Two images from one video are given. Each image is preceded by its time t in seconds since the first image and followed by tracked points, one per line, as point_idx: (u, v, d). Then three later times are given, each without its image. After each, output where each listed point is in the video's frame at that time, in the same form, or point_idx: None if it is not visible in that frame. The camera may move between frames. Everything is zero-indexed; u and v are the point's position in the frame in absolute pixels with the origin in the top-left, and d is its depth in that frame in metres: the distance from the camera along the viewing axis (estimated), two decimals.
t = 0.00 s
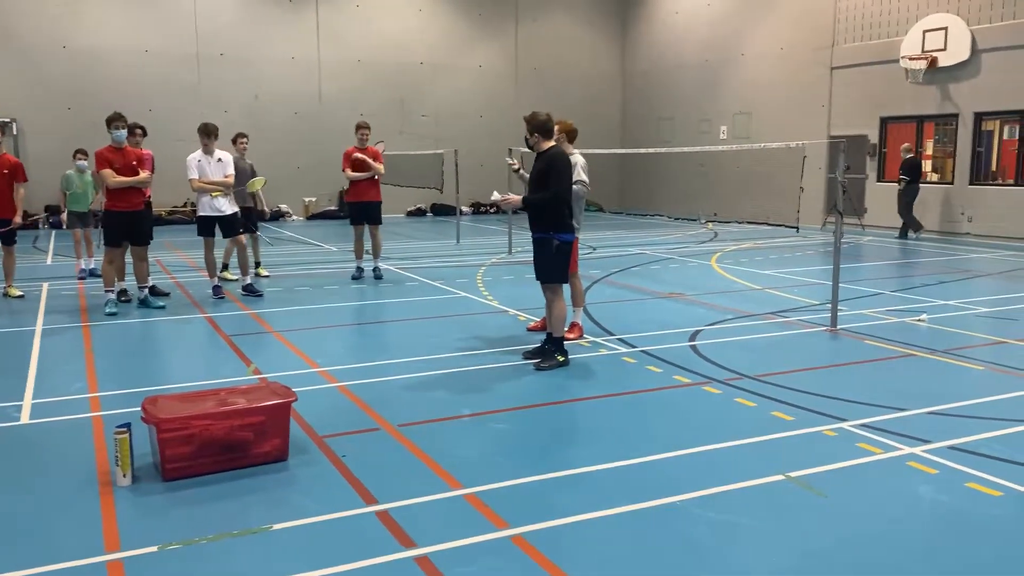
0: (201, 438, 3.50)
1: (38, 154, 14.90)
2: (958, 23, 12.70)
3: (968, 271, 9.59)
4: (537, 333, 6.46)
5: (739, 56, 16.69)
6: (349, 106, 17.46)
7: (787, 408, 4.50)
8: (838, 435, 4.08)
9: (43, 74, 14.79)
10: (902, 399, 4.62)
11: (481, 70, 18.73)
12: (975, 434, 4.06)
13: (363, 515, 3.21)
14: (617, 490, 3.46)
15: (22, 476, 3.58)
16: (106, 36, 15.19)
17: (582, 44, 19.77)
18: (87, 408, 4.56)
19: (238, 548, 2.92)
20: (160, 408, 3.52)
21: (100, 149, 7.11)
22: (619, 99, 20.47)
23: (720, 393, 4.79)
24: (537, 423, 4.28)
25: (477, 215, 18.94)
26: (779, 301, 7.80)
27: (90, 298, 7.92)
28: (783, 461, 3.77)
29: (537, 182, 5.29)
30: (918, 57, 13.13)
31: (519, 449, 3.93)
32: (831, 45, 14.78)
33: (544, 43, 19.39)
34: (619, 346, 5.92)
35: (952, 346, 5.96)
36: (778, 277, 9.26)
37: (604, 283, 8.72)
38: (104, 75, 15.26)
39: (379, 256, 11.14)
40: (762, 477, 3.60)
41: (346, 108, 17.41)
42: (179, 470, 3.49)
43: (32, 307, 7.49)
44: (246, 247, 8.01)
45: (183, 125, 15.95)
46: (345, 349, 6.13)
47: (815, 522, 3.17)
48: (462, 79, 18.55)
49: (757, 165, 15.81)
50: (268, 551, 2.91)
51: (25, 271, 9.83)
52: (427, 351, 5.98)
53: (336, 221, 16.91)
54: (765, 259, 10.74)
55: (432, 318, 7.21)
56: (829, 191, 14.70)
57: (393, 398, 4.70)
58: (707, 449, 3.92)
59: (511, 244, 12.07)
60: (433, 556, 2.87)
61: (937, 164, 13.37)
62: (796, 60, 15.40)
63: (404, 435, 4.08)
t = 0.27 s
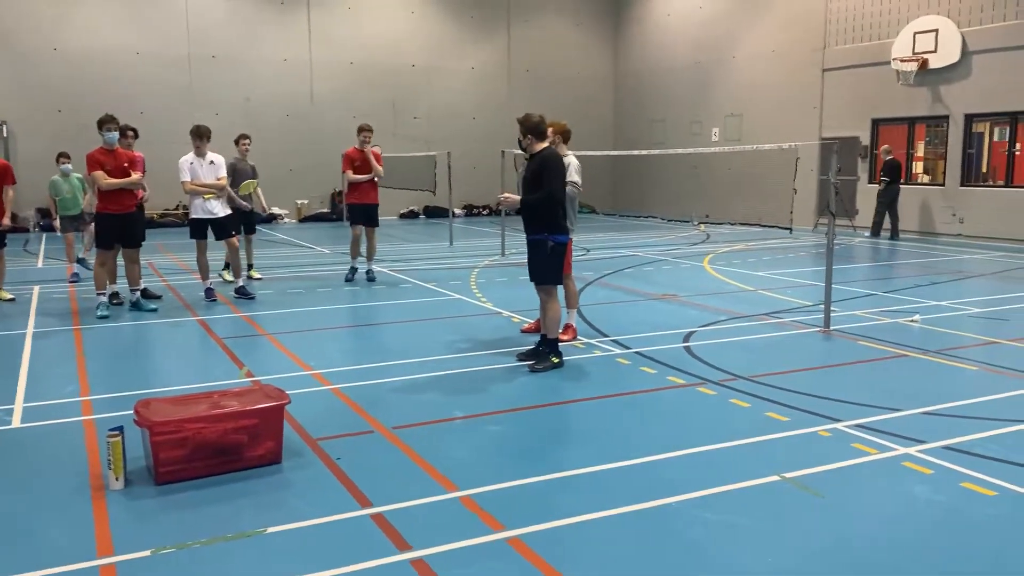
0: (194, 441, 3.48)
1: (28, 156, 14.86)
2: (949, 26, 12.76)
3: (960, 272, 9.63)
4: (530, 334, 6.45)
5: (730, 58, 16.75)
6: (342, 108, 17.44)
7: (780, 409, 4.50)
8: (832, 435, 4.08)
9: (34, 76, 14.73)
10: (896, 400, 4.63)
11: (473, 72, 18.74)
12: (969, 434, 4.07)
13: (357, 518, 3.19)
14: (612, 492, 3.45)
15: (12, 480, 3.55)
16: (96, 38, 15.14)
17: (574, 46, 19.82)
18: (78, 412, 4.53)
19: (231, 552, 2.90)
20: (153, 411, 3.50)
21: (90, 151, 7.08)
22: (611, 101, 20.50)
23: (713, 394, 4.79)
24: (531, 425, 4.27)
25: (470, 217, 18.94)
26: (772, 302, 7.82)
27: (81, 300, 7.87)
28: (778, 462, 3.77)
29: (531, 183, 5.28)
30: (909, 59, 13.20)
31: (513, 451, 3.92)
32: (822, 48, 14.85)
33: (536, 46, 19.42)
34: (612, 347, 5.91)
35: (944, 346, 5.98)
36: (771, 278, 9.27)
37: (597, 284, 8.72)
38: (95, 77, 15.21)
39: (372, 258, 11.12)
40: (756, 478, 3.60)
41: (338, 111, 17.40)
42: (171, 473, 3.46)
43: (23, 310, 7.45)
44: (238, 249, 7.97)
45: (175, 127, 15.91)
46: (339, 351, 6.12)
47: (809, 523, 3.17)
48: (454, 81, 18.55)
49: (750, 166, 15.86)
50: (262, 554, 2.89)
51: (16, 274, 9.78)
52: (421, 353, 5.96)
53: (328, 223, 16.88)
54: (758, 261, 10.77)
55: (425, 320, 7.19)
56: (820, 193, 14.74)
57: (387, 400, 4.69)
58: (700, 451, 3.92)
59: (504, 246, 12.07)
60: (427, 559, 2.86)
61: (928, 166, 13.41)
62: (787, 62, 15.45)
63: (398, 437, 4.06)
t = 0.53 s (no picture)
0: (187, 444, 3.44)
1: (20, 158, 14.80)
2: (942, 27, 12.75)
3: (955, 273, 9.62)
4: (526, 336, 6.43)
5: (725, 60, 16.77)
6: (336, 111, 17.41)
7: (777, 410, 4.49)
8: (829, 437, 4.06)
9: (26, 78, 14.67)
10: (893, 400, 4.62)
11: (468, 73, 18.72)
12: (966, 435, 4.06)
13: (351, 521, 3.16)
14: (608, 494, 3.43)
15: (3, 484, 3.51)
16: (89, 40, 15.09)
17: (569, 48, 19.82)
18: (70, 415, 4.49)
19: (224, 556, 2.86)
20: (144, 413, 3.46)
21: (83, 153, 7.03)
22: (606, 103, 20.50)
23: (709, 395, 4.77)
24: (527, 427, 4.25)
25: (465, 219, 18.91)
26: (767, 303, 7.81)
27: (73, 303, 7.83)
28: (775, 463, 3.75)
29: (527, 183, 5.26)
30: (903, 60, 13.20)
31: (509, 453, 3.89)
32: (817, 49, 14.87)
33: (531, 48, 19.42)
34: (608, 349, 5.89)
35: (941, 347, 5.97)
36: (766, 280, 9.26)
37: (593, 285, 8.70)
38: (88, 79, 15.15)
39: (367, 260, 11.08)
40: (753, 479, 3.57)
41: (333, 113, 17.36)
42: (164, 476, 3.43)
43: (15, 313, 7.40)
44: (232, 252, 7.93)
45: (168, 129, 15.86)
46: (334, 353, 6.08)
47: (807, 524, 3.14)
48: (449, 83, 18.53)
49: (744, 167, 15.86)
50: (255, 558, 2.86)
51: (8, 277, 9.72)
52: (415, 355, 5.93)
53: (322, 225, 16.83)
54: (753, 262, 10.77)
55: (420, 322, 7.16)
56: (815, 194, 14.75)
57: (382, 403, 4.66)
58: (697, 452, 3.90)
59: (499, 248, 12.04)
60: (423, 562, 2.83)
61: (923, 167, 13.40)
62: (782, 63, 15.45)
63: (392, 439, 4.04)
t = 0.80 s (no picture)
0: (174, 450, 3.39)
1: (15, 162, 14.74)
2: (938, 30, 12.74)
3: (953, 275, 9.60)
4: (521, 340, 6.38)
5: (721, 63, 16.76)
6: (332, 114, 17.37)
7: (774, 414, 4.44)
8: (826, 441, 4.01)
9: (21, 82, 14.62)
10: (890, 404, 4.58)
11: (464, 77, 18.70)
12: (965, 439, 4.01)
13: (340, 529, 3.11)
14: (602, 501, 3.37)
15: None
16: (84, 43, 15.04)
17: (565, 51, 19.80)
18: (58, 421, 4.44)
19: (210, 565, 2.81)
20: (131, 419, 3.41)
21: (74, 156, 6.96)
22: (602, 106, 20.48)
23: (705, 399, 4.72)
24: (521, 432, 4.20)
25: (461, 222, 18.87)
26: (764, 306, 7.77)
27: (65, 308, 7.77)
28: (772, 469, 3.70)
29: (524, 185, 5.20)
30: (900, 63, 13.19)
31: (503, 458, 3.84)
32: (813, 52, 14.85)
33: (528, 51, 19.40)
34: (604, 352, 5.85)
35: (938, 350, 5.93)
36: (763, 282, 9.23)
37: (589, 288, 8.67)
38: (83, 83, 15.10)
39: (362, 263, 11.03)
40: (749, 485, 3.52)
41: (329, 116, 17.32)
42: (150, 484, 3.38)
43: (7, 317, 7.34)
44: (225, 255, 7.87)
45: (163, 133, 15.81)
46: (327, 357, 6.03)
47: (804, 531, 3.09)
48: (445, 86, 18.50)
49: (740, 170, 15.86)
50: (242, 566, 2.81)
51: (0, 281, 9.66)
52: (408, 359, 5.88)
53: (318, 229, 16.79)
54: (750, 265, 10.73)
55: (414, 326, 7.11)
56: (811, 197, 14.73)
57: (374, 408, 4.60)
58: (693, 457, 3.85)
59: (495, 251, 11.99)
60: (414, 570, 2.78)
61: (919, 170, 13.40)
62: (777, 66, 15.45)
63: (384, 445, 3.98)
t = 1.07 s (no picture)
0: (148, 459, 3.30)
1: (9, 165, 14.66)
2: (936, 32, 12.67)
3: (951, 278, 9.50)
4: (512, 344, 6.29)
5: (719, 64, 16.69)
6: (329, 117, 17.30)
7: (766, 421, 4.35)
8: (818, 449, 3.93)
9: (15, 85, 14.55)
10: (885, 410, 4.49)
11: (461, 79, 18.63)
12: (960, 447, 3.93)
13: (316, 541, 3.02)
14: (587, 511, 3.29)
15: None
16: (79, 46, 14.97)
17: (563, 53, 19.74)
18: (36, 428, 4.35)
19: None
20: (105, 427, 3.32)
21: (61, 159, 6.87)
22: (600, 108, 20.41)
23: (697, 405, 4.63)
24: (507, 439, 4.11)
25: (458, 225, 18.80)
26: (760, 309, 7.68)
27: (53, 312, 7.68)
28: (762, 478, 3.61)
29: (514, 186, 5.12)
30: (898, 64, 13.12)
31: (488, 467, 3.75)
32: (811, 54, 14.78)
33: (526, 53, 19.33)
34: (595, 357, 5.76)
35: (935, 354, 5.84)
36: (759, 285, 9.14)
37: (583, 292, 8.58)
38: (78, 86, 15.03)
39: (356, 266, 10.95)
40: (738, 494, 3.44)
41: (325, 119, 17.25)
42: (124, 494, 3.29)
43: None
44: (214, 259, 7.79)
45: (159, 136, 15.73)
46: (315, 362, 5.95)
47: (793, 543, 3.00)
48: (442, 89, 18.44)
49: (738, 172, 15.76)
50: None
51: None
52: (397, 364, 5.79)
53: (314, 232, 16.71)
54: (747, 267, 10.65)
55: (405, 330, 7.03)
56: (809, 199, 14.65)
57: (359, 414, 4.52)
58: (681, 466, 3.76)
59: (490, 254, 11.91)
60: None
61: (917, 172, 13.32)
62: (776, 68, 15.37)
63: (367, 453, 3.90)
